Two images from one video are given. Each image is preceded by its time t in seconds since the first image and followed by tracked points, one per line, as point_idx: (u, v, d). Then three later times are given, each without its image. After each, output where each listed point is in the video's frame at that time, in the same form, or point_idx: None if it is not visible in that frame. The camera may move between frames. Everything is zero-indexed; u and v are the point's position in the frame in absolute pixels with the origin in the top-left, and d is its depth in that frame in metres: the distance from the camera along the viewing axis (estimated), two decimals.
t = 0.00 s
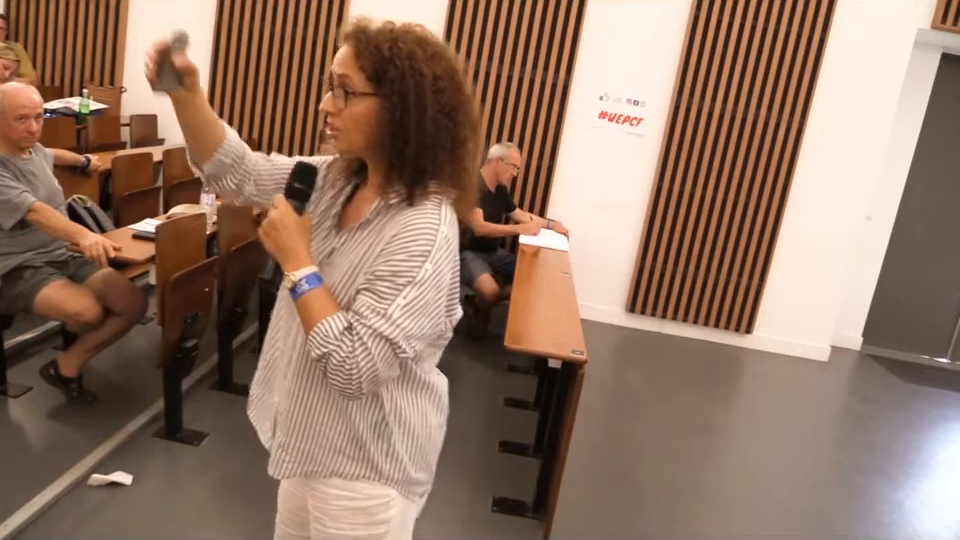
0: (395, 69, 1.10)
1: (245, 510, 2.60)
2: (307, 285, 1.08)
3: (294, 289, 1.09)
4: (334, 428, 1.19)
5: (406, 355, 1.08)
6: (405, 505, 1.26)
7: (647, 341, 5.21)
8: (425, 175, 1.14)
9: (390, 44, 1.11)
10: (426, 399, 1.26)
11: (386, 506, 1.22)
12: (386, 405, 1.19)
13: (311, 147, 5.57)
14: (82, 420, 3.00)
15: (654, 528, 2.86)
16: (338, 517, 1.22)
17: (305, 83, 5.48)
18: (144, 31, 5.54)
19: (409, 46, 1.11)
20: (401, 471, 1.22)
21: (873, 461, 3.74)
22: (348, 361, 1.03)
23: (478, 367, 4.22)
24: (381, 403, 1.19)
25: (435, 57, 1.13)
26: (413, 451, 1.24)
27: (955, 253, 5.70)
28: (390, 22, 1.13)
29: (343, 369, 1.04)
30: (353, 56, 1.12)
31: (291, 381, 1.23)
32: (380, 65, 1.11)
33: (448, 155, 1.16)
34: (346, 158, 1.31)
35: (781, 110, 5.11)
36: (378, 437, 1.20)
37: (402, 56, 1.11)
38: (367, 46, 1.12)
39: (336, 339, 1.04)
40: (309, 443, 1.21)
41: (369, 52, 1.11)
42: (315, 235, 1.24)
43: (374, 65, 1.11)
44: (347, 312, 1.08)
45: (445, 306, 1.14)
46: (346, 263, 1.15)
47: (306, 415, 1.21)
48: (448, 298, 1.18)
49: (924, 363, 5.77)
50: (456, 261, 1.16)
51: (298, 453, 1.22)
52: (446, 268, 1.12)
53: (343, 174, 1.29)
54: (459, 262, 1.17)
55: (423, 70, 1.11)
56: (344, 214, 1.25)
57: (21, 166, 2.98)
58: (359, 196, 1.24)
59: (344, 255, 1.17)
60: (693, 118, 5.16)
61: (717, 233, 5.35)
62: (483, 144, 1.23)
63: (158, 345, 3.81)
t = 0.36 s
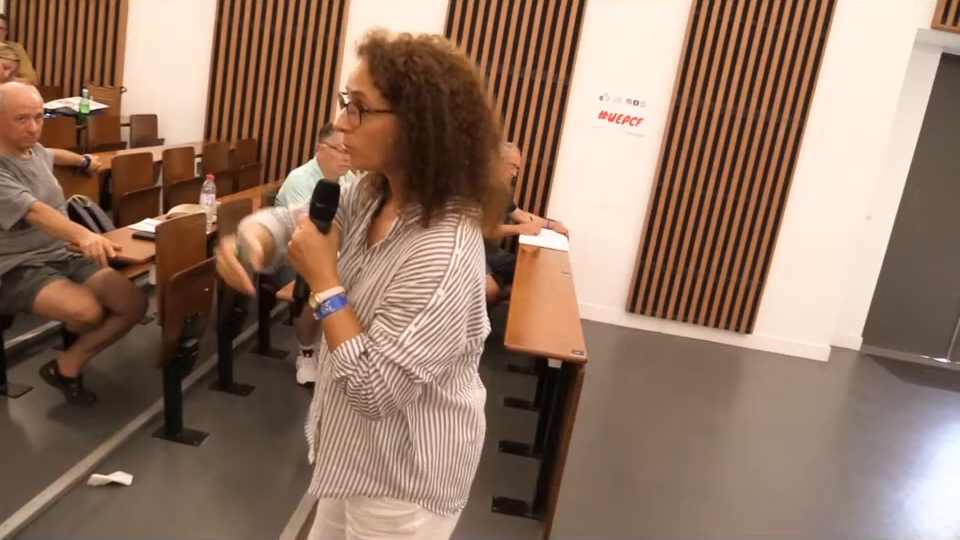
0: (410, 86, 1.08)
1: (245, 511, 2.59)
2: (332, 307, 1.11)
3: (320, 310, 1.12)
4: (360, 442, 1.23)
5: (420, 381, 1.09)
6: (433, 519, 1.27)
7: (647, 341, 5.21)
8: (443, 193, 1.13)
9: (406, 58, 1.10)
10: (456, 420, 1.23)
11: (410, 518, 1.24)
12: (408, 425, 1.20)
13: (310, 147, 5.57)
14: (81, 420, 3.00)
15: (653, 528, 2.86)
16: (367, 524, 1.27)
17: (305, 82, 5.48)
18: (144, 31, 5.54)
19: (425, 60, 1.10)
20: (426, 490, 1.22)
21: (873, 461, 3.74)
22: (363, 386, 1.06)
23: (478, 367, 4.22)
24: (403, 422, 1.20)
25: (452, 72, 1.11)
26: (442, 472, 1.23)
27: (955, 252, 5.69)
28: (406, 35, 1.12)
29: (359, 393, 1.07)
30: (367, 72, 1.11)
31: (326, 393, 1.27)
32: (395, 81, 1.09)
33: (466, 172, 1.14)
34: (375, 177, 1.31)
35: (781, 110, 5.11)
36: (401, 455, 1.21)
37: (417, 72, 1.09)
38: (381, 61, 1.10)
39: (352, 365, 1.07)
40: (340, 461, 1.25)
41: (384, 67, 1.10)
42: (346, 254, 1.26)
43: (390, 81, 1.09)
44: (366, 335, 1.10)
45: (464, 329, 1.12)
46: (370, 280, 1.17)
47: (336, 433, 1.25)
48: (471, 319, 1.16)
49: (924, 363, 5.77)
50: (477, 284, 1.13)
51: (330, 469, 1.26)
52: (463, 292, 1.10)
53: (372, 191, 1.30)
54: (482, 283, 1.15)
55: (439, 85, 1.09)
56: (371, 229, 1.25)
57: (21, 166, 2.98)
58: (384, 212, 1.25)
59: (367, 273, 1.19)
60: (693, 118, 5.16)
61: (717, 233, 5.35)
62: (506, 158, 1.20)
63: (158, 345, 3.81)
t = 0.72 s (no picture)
0: (425, 91, 1.08)
1: (245, 511, 2.59)
2: (351, 310, 1.11)
3: (339, 312, 1.12)
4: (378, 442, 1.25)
5: (437, 384, 1.10)
6: (450, 519, 1.29)
7: (646, 341, 5.21)
8: (456, 199, 1.13)
9: (421, 64, 1.09)
10: (473, 422, 1.24)
11: (427, 517, 1.27)
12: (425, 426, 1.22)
13: (310, 147, 5.58)
14: (82, 420, 3.00)
15: (653, 528, 2.86)
16: (387, 520, 1.30)
17: (305, 83, 5.48)
18: (144, 31, 5.54)
19: (440, 66, 1.09)
20: (443, 490, 1.25)
21: (873, 461, 3.74)
22: (381, 389, 1.08)
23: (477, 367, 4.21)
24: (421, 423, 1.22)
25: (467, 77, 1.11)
26: (461, 472, 1.25)
27: (955, 252, 5.69)
28: (423, 40, 1.11)
29: (377, 396, 1.08)
30: (382, 77, 1.11)
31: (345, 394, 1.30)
32: (410, 86, 1.09)
33: (478, 178, 1.14)
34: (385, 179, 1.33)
35: (781, 110, 5.11)
36: (419, 455, 1.24)
37: (432, 78, 1.09)
38: (396, 66, 1.10)
39: (370, 368, 1.08)
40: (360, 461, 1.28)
41: (399, 72, 1.10)
42: (363, 260, 1.27)
43: (404, 86, 1.09)
44: (384, 337, 1.11)
45: (480, 333, 1.13)
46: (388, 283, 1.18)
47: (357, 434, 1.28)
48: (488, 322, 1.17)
49: (924, 363, 5.77)
50: (494, 287, 1.14)
51: (351, 469, 1.29)
52: (479, 296, 1.11)
53: (386, 195, 1.31)
54: (498, 286, 1.15)
55: (453, 92, 1.09)
56: (386, 233, 1.26)
57: (22, 166, 2.99)
58: (400, 216, 1.25)
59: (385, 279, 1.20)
60: (693, 118, 5.16)
61: (718, 233, 5.35)
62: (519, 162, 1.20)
63: (158, 345, 3.82)
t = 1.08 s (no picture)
0: (487, 98, 1.13)
1: (246, 511, 2.59)
2: (405, 304, 1.16)
3: (394, 305, 1.18)
4: (420, 433, 1.29)
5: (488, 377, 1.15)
6: (483, 512, 1.33)
7: (647, 341, 5.22)
8: (511, 203, 1.16)
9: (485, 74, 1.15)
10: (514, 419, 1.29)
11: (462, 508, 1.31)
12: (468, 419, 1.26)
13: (310, 147, 5.58)
14: (82, 420, 3.00)
15: (652, 528, 2.86)
16: (421, 510, 1.34)
17: (305, 83, 5.48)
18: (144, 31, 5.54)
19: (503, 75, 1.15)
20: (481, 482, 1.29)
21: (873, 461, 3.74)
22: (436, 378, 1.13)
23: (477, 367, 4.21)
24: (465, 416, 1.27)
25: (527, 88, 1.15)
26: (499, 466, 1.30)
27: (955, 252, 5.69)
28: (488, 54, 1.17)
29: (431, 384, 1.13)
30: (450, 85, 1.17)
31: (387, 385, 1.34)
32: (474, 93, 1.14)
33: (531, 182, 1.17)
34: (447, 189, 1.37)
35: (781, 110, 5.11)
36: (461, 447, 1.28)
37: (495, 86, 1.14)
38: (463, 75, 1.16)
39: (427, 357, 1.13)
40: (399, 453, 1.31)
41: (465, 81, 1.15)
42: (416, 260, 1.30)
43: (469, 94, 1.15)
44: (438, 330, 1.16)
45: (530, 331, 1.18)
46: (440, 281, 1.22)
47: (396, 426, 1.31)
48: (536, 323, 1.21)
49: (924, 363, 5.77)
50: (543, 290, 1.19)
51: (389, 460, 1.32)
52: (531, 295, 1.16)
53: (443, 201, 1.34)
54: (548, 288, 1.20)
55: (513, 100, 1.13)
56: (441, 237, 1.29)
57: (22, 166, 2.99)
58: (455, 220, 1.28)
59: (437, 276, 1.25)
60: (693, 118, 5.17)
61: (718, 233, 5.35)
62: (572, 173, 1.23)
63: (158, 345, 3.81)
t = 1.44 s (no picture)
0: (588, 106, 1.20)
1: (245, 511, 2.59)
2: (487, 288, 1.22)
3: (476, 289, 1.23)
4: (482, 416, 1.32)
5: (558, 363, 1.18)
6: (530, 506, 1.35)
7: (647, 341, 5.22)
8: (600, 205, 1.23)
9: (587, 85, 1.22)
10: (573, 415, 1.31)
11: (511, 498, 1.32)
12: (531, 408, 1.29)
13: (310, 147, 5.58)
14: (82, 420, 3.00)
15: (651, 529, 2.86)
16: (469, 497, 1.36)
17: (305, 83, 5.48)
18: (144, 32, 5.54)
19: (605, 88, 1.22)
20: (533, 472, 1.31)
21: (873, 461, 3.74)
22: (510, 356, 1.16)
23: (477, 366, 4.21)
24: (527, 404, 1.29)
25: (624, 102, 1.22)
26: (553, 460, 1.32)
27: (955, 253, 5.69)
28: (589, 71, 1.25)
29: (503, 363, 1.17)
30: (554, 92, 1.24)
31: (454, 367, 1.37)
32: (577, 100, 1.21)
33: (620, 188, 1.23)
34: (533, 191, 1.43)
35: (781, 110, 5.11)
36: (520, 434, 1.30)
37: (595, 97, 1.21)
38: (567, 85, 1.23)
39: (502, 335, 1.17)
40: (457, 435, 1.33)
41: (568, 90, 1.23)
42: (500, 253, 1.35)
43: (572, 101, 1.22)
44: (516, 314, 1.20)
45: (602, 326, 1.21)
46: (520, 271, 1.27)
47: (458, 409, 1.34)
48: (606, 321, 1.25)
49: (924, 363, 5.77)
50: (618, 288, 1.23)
51: (446, 442, 1.35)
52: (607, 290, 1.19)
53: (528, 203, 1.39)
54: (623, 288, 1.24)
55: (611, 111, 1.21)
56: (523, 236, 1.34)
57: (21, 166, 2.99)
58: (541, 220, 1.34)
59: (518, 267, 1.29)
60: (693, 119, 5.18)
61: (718, 233, 5.35)
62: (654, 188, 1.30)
63: (158, 345, 3.81)
